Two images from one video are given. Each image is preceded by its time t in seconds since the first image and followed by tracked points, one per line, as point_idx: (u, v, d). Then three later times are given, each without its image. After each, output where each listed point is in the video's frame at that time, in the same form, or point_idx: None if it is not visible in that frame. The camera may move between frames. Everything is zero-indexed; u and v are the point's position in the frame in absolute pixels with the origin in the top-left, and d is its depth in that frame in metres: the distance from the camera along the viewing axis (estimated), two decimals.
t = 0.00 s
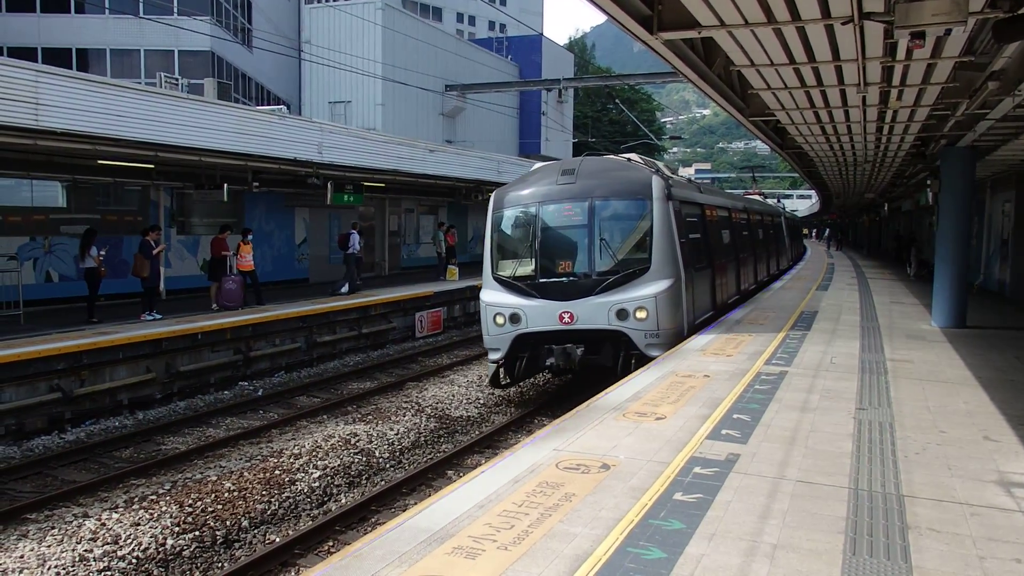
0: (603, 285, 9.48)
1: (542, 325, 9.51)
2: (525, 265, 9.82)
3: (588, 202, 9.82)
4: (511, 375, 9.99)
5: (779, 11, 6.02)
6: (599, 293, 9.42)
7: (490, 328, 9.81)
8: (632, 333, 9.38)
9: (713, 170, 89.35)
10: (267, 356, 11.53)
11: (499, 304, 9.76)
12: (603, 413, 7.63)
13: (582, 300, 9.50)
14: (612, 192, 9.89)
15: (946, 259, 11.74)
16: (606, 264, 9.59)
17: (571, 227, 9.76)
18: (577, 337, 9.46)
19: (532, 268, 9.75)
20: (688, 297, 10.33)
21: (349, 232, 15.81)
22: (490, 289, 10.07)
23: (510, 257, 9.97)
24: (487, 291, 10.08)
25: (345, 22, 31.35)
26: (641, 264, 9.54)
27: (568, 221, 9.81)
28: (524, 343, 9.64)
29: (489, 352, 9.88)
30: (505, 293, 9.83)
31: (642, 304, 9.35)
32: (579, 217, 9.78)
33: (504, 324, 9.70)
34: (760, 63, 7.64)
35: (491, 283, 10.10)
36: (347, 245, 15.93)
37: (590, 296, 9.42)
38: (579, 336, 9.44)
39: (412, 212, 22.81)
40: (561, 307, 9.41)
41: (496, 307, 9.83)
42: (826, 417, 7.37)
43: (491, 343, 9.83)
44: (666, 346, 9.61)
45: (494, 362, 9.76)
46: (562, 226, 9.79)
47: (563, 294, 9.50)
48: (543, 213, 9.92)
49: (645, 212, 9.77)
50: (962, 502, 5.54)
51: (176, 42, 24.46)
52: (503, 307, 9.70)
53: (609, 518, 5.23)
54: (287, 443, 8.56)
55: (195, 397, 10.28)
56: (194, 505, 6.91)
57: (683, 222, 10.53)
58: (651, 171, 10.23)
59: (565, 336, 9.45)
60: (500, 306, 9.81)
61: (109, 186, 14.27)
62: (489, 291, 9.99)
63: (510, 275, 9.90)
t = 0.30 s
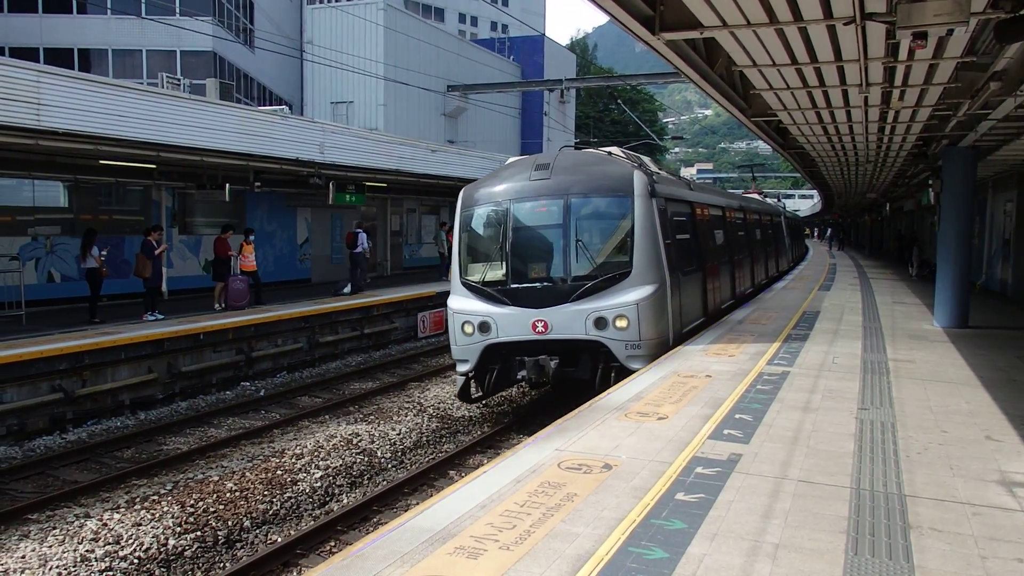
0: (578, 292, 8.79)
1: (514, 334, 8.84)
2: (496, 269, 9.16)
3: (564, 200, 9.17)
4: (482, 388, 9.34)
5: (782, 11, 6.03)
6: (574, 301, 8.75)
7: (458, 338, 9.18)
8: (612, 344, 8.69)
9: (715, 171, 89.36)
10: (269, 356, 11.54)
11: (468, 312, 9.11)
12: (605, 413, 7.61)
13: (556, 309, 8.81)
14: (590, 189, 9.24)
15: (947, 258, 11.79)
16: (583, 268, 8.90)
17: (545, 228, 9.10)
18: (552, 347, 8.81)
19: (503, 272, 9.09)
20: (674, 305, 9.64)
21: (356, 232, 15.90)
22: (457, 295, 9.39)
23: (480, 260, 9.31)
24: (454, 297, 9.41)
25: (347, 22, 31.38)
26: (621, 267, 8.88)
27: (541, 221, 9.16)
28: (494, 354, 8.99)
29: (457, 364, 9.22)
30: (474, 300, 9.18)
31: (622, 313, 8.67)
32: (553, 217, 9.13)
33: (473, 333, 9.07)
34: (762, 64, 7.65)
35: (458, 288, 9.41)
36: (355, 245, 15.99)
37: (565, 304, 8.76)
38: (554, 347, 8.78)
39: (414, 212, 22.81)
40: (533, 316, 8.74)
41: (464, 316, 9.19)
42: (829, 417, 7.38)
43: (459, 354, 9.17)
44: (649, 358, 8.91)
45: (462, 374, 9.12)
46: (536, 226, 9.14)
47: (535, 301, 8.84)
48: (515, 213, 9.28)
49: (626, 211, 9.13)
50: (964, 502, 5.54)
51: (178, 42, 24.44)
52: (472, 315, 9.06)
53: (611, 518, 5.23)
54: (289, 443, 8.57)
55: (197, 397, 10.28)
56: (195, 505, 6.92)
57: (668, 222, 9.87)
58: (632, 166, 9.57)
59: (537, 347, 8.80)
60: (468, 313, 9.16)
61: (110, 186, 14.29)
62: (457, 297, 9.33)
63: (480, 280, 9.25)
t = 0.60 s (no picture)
0: (549, 299, 8.12)
1: (480, 345, 8.19)
2: (461, 273, 8.48)
3: (535, 196, 8.47)
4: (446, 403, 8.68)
5: (783, 10, 6.02)
6: (545, 309, 8.08)
7: (419, 349, 8.52)
8: (585, 355, 8.06)
9: (716, 170, 89.36)
10: (270, 355, 11.55)
11: (429, 319, 8.45)
12: (606, 412, 7.52)
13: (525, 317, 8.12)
14: (565, 184, 8.53)
15: (948, 255, 11.82)
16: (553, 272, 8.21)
17: (514, 229, 8.40)
18: (520, 359, 8.16)
19: (468, 277, 8.41)
20: (655, 311, 8.92)
21: (363, 231, 16.00)
22: (420, 301, 8.72)
23: (444, 263, 8.62)
24: (416, 303, 8.75)
25: (348, 21, 31.38)
26: (598, 270, 8.20)
27: (509, 221, 8.46)
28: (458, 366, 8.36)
29: (420, 376, 8.59)
30: (437, 307, 8.52)
31: (597, 321, 8.02)
32: (523, 216, 8.43)
33: (434, 343, 8.44)
34: (763, 63, 7.65)
35: (421, 293, 8.74)
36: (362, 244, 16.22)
37: (536, 311, 8.08)
38: (523, 358, 8.13)
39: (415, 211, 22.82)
40: (500, 325, 8.09)
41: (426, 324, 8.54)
42: (831, 416, 7.38)
43: (421, 365, 8.52)
44: (626, 370, 8.27)
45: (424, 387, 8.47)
46: (504, 226, 8.45)
47: (502, 308, 8.17)
48: (481, 211, 8.57)
49: (602, 208, 8.41)
50: (966, 501, 5.54)
51: (179, 41, 24.44)
52: (434, 323, 8.42)
53: (612, 517, 5.22)
54: (290, 442, 8.57)
55: (199, 397, 10.27)
56: (197, 504, 6.92)
57: (651, 220, 9.19)
58: (611, 159, 8.84)
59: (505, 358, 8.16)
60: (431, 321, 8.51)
61: (111, 186, 14.30)
62: (419, 303, 8.67)
63: (444, 284, 8.57)
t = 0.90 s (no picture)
0: (514, 308, 7.44)
1: (438, 357, 7.53)
2: (418, 279, 7.82)
3: (499, 192, 7.78)
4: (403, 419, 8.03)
5: (785, 9, 6.02)
6: (510, 318, 7.40)
7: (373, 361, 7.87)
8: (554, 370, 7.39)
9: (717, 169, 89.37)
10: (271, 355, 11.58)
11: (384, 329, 7.78)
12: (607, 412, 7.31)
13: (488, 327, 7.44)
14: (534, 178, 7.83)
15: (952, 254, 11.81)
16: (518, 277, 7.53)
17: (477, 229, 7.72)
18: (481, 372, 7.50)
19: (426, 282, 7.75)
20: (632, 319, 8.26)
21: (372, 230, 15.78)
22: (375, 308, 8.04)
23: (401, 266, 7.95)
24: (371, 311, 8.08)
25: (349, 21, 31.38)
26: (569, 275, 7.52)
27: (471, 220, 7.78)
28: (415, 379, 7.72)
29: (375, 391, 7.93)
30: (392, 315, 7.83)
31: (567, 332, 7.36)
32: (486, 215, 7.74)
33: (389, 355, 7.75)
34: (764, 62, 7.65)
35: (376, 300, 8.07)
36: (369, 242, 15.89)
37: (500, 321, 7.41)
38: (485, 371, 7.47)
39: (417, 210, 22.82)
40: (460, 335, 7.44)
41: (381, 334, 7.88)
42: (833, 416, 7.37)
43: (375, 379, 7.86)
44: (599, 385, 7.63)
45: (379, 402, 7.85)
46: (464, 227, 7.76)
47: (462, 317, 7.50)
48: (442, 210, 7.89)
49: (574, 206, 7.73)
50: (968, 501, 5.54)
51: (181, 41, 24.45)
52: (389, 334, 7.74)
53: (613, 517, 5.21)
54: (292, 442, 8.58)
55: (200, 396, 10.28)
56: (199, 504, 6.92)
57: (629, 219, 8.57)
58: (585, 151, 8.17)
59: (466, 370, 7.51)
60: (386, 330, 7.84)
61: (112, 186, 14.32)
62: (374, 311, 8.00)
63: (400, 290, 7.88)
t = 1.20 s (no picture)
0: (469, 319, 6.74)
1: (386, 373, 6.89)
2: (366, 285, 7.15)
3: (454, 187, 7.05)
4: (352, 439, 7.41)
5: (784, 8, 6.01)
6: (464, 330, 6.72)
7: (318, 376, 7.26)
8: (514, 388, 6.72)
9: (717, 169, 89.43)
10: (271, 355, 11.61)
11: (328, 341, 7.16)
12: (607, 411, 7.36)
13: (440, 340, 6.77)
14: (498, 173, 7.07)
15: (950, 254, 11.83)
16: (473, 283, 6.83)
17: (429, 230, 7.02)
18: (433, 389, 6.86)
19: (373, 289, 7.08)
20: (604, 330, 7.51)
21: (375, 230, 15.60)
22: (320, 317, 7.40)
23: (348, 270, 7.28)
24: (318, 320, 7.44)
25: (348, 20, 31.37)
26: (531, 281, 6.80)
27: (422, 219, 7.07)
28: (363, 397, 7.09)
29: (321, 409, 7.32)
30: (339, 325, 7.20)
31: (528, 345, 6.67)
32: (440, 214, 7.03)
33: (334, 369, 7.14)
34: (764, 61, 7.65)
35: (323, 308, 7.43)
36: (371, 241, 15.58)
37: (454, 333, 6.74)
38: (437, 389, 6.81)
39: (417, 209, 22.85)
40: (409, 348, 6.78)
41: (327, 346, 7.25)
42: (832, 416, 7.38)
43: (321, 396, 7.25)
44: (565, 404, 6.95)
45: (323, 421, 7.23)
46: (416, 227, 7.06)
47: (412, 329, 6.84)
48: (392, 208, 7.19)
49: (538, 204, 6.98)
50: (968, 501, 5.54)
51: (180, 40, 24.44)
52: (334, 346, 7.11)
53: (613, 518, 5.20)
54: (291, 442, 8.59)
55: (199, 397, 10.29)
56: (198, 504, 6.91)
57: (602, 217, 7.88)
58: (551, 142, 7.40)
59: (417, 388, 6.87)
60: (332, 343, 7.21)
61: (111, 186, 14.33)
62: (320, 320, 7.37)
63: (346, 296, 7.22)
